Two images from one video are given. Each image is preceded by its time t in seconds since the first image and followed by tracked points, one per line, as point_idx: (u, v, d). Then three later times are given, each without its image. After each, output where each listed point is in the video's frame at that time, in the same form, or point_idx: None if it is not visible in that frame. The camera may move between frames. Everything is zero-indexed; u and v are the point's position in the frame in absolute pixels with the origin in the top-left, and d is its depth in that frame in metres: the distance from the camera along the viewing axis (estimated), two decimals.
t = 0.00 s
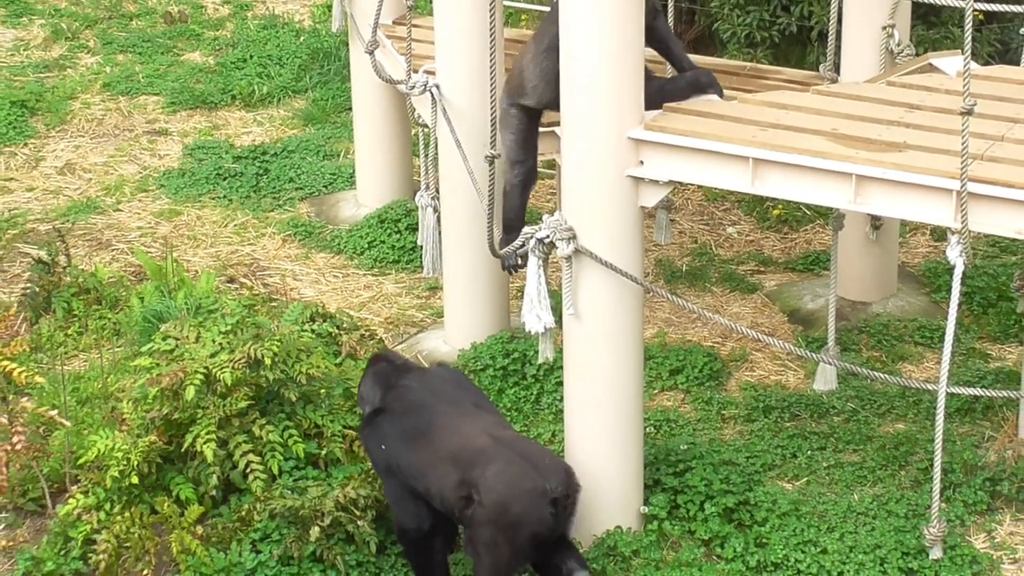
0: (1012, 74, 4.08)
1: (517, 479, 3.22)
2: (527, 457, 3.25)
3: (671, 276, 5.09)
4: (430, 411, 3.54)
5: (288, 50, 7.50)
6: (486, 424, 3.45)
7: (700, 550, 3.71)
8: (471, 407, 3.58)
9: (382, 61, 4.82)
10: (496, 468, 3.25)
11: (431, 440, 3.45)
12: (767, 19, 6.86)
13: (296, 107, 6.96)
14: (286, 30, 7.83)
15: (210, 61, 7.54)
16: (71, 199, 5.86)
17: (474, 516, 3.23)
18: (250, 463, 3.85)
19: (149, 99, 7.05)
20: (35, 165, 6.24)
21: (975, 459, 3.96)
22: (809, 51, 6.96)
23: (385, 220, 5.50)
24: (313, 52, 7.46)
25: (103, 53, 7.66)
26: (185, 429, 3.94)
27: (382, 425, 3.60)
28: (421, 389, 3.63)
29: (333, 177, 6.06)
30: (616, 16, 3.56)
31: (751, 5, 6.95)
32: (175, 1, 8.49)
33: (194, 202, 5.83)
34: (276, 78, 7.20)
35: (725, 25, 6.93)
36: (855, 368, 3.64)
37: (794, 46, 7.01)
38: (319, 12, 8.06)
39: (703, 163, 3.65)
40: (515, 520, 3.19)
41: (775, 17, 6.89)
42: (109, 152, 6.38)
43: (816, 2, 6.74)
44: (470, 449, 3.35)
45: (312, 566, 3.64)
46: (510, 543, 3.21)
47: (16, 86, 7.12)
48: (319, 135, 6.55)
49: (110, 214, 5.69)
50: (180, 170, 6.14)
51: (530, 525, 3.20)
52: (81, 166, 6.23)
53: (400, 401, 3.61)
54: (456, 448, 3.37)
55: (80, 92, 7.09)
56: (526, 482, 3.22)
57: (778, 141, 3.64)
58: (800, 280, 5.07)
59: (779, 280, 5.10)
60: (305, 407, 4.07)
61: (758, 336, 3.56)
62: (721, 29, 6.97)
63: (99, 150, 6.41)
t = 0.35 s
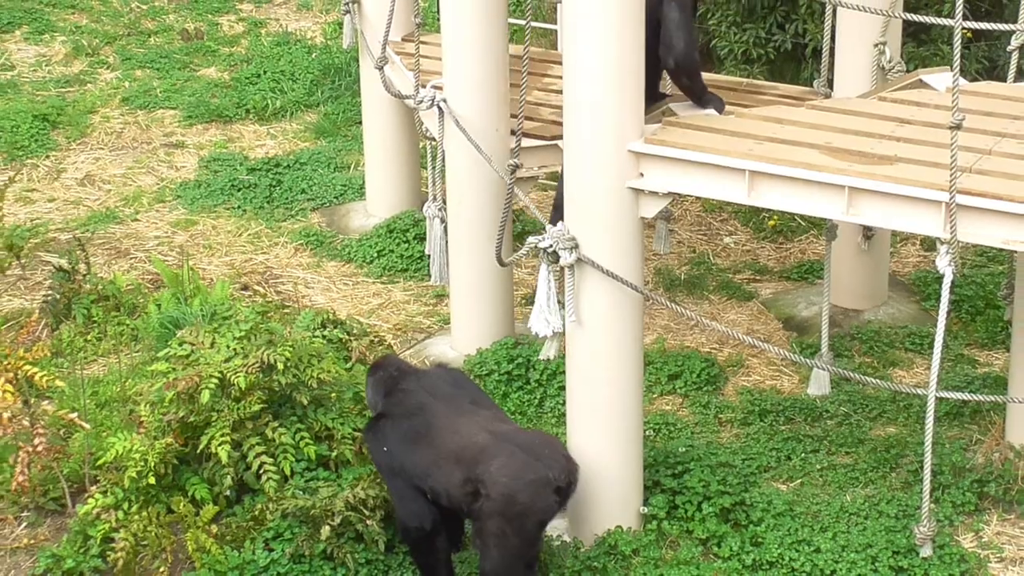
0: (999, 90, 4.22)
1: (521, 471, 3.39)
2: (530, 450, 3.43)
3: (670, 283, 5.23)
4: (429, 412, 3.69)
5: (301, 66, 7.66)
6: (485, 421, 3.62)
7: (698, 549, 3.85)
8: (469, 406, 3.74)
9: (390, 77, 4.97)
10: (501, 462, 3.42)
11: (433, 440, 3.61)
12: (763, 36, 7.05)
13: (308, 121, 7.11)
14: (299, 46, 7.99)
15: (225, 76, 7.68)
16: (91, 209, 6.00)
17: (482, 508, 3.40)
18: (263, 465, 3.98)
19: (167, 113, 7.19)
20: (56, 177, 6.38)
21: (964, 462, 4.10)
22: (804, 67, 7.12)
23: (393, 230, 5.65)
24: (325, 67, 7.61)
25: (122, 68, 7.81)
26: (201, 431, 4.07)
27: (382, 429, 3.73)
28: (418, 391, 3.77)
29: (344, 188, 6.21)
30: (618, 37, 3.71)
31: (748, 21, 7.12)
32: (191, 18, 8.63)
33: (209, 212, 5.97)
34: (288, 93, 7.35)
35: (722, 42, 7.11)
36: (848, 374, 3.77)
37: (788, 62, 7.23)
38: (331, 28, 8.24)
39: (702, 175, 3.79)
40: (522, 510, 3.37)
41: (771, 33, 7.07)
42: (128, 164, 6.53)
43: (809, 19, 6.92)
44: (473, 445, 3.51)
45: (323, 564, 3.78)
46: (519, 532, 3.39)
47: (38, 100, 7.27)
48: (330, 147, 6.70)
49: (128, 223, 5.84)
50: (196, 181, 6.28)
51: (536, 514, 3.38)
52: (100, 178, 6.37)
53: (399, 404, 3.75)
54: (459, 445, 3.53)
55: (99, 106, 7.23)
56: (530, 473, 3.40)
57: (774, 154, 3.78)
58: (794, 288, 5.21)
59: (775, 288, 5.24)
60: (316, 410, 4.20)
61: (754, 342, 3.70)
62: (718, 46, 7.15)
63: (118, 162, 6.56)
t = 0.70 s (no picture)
0: (978, 104, 4.37)
1: (526, 467, 3.58)
2: (535, 447, 3.63)
3: (661, 290, 5.38)
4: (433, 409, 3.85)
5: (304, 81, 7.82)
6: (488, 419, 3.80)
7: (688, 547, 3.99)
8: (470, 404, 3.92)
9: (391, 91, 5.12)
10: (507, 458, 3.61)
11: (439, 437, 3.78)
12: (750, 52, 7.26)
13: (311, 133, 7.27)
14: (303, 61, 8.15)
15: (232, 91, 7.83)
16: (102, 219, 6.15)
17: (487, 502, 3.58)
18: (268, 465, 4.13)
19: (175, 126, 7.33)
20: (68, 188, 6.52)
21: (944, 464, 4.25)
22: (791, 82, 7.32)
23: (394, 239, 5.80)
24: (328, 82, 7.77)
25: (132, 83, 7.95)
26: (207, 433, 4.21)
27: (388, 427, 3.88)
28: (421, 389, 3.94)
29: (346, 199, 6.35)
30: (611, 57, 3.87)
31: (737, 37, 7.32)
32: (198, 33, 8.78)
33: (216, 222, 6.11)
34: (292, 106, 7.51)
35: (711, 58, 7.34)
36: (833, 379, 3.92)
37: (775, 78, 7.41)
38: (334, 45, 8.41)
39: (691, 186, 3.94)
40: (526, 504, 3.56)
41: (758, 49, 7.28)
42: (137, 175, 6.67)
43: (795, 36, 7.14)
44: (479, 441, 3.69)
45: (325, 561, 3.92)
46: (521, 526, 3.57)
47: (51, 114, 7.41)
48: (333, 159, 6.85)
49: (138, 232, 5.98)
50: (203, 192, 6.43)
51: (539, 508, 3.58)
52: (111, 188, 6.52)
53: (403, 403, 3.91)
54: (465, 442, 3.71)
55: (110, 119, 7.38)
56: (534, 469, 3.59)
57: (761, 166, 3.92)
58: (782, 295, 5.36)
59: (763, 295, 5.39)
60: (319, 413, 4.35)
61: (741, 347, 3.85)
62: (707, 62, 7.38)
63: (128, 173, 6.70)
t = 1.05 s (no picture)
0: (960, 120, 4.53)
1: (529, 468, 3.75)
2: (539, 449, 3.80)
3: (655, 300, 5.53)
4: (438, 413, 4.00)
5: (310, 97, 7.98)
6: (490, 422, 3.96)
7: (680, 548, 4.14)
8: (473, 407, 4.08)
9: (395, 107, 5.27)
10: (511, 459, 3.77)
11: (444, 439, 3.93)
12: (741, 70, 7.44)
13: (317, 148, 7.42)
14: (309, 79, 8.33)
15: (240, 107, 7.99)
16: (114, 231, 6.30)
17: (492, 501, 3.74)
18: (275, 469, 4.27)
19: (185, 141, 7.49)
20: (81, 201, 6.67)
21: (928, 468, 4.40)
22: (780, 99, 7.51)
23: (397, 250, 5.96)
24: (333, 98, 7.93)
25: (144, 99, 8.11)
26: (216, 438, 4.36)
27: (394, 430, 4.03)
28: (425, 394, 4.10)
29: (350, 212, 6.50)
30: (604, 77, 4.03)
31: (727, 56, 7.51)
32: (208, 52, 8.94)
33: (225, 234, 6.26)
34: (299, 122, 7.67)
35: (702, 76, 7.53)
36: (820, 385, 4.06)
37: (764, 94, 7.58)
38: (339, 63, 8.58)
39: (684, 199, 4.09)
40: (529, 504, 3.73)
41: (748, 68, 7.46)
42: (149, 189, 6.82)
43: (785, 54, 7.33)
44: (483, 443, 3.85)
45: (330, 561, 4.08)
46: (523, 525, 3.74)
47: (65, 130, 7.57)
48: (338, 173, 7.00)
49: (149, 244, 6.14)
50: (212, 205, 6.58)
51: (542, 507, 3.75)
52: (123, 202, 6.67)
53: (408, 407, 4.06)
54: (470, 443, 3.86)
55: (123, 134, 7.53)
56: (537, 470, 3.76)
57: (751, 180, 4.06)
58: (771, 305, 5.51)
59: (752, 305, 5.54)
60: (324, 419, 4.50)
61: (732, 354, 3.99)
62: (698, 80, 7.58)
63: (140, 187, 6.85)
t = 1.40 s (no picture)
0: (943, 138, 4.69)
1: (528, 473, 3.90)
2: (538, 455, 3.95)
3: (649, 311, 5.68)
4: (440, 420, 4.15)
5: (315, 115, 8.15)
6: (490, 428, 4.11)
7: (673, 551, 4.29)
8: (474, 414, 4.22)
9: (397, 125, 5.44)
10: (511, 465, 3.92)
11: (447, 445, 4.07)
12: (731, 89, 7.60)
13: (321, 164, 7.58)
14: (314, 97, 8.50)
15: (248, 125, 8.15)
16: (126, 244, 6.46)
17: (492, 506, 3.90)
18: (281, 475, 4.42)
19: (195, 157, 7.64)
20: (94, 216, 6.83)
21: (912, 473, 4.54)
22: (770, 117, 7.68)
23: (399, 263, 6.11)
24: (337, 116, 8.09)
25: (155, 117, 8.27)
26: (224, 445, 4.51)
27: (398, 437, 4.18)
28: (427, 401, 4.24)
29: (354, 226, 6.66)
30: (599, 95, 4.18)
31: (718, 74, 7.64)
32: (216, 71, 9.10)
33: (233, 247, 6.42)
34: (304, 139, 7.83)
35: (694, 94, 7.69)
36: (808, 393, 4.21)
37: (753, 113, 7.73)
38: (343, 82, 8.76)
39: (676, 214, 4.24)
40: (528, 508, 3.88)
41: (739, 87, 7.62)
42: (159, 204, 6.97)
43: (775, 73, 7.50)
44: (484, 449, 4.00)
45: (334, 564, 4.22)
46: (522, 529, 3.89)
47: (79, 147, 7.73)
48: (342, 189, 7.16)
49: (160, 257, 6.29)
50: (221, 219, 6.74)
51: (540, 512, 3.90)
52: (135, 216, 6.82)
53: (411, 414, 4.21)
54: (471, 450, 4.01)
55: (134, 151, 7.69)
56: (536, 476, 3.91)
57: (741, 196, 4.21)
58: (760, 316, 5.67)
59: (742, 316, 5.70)
60: (329, 426, 4.64)
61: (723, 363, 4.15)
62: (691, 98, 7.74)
63: (151, 202, 7.01)
